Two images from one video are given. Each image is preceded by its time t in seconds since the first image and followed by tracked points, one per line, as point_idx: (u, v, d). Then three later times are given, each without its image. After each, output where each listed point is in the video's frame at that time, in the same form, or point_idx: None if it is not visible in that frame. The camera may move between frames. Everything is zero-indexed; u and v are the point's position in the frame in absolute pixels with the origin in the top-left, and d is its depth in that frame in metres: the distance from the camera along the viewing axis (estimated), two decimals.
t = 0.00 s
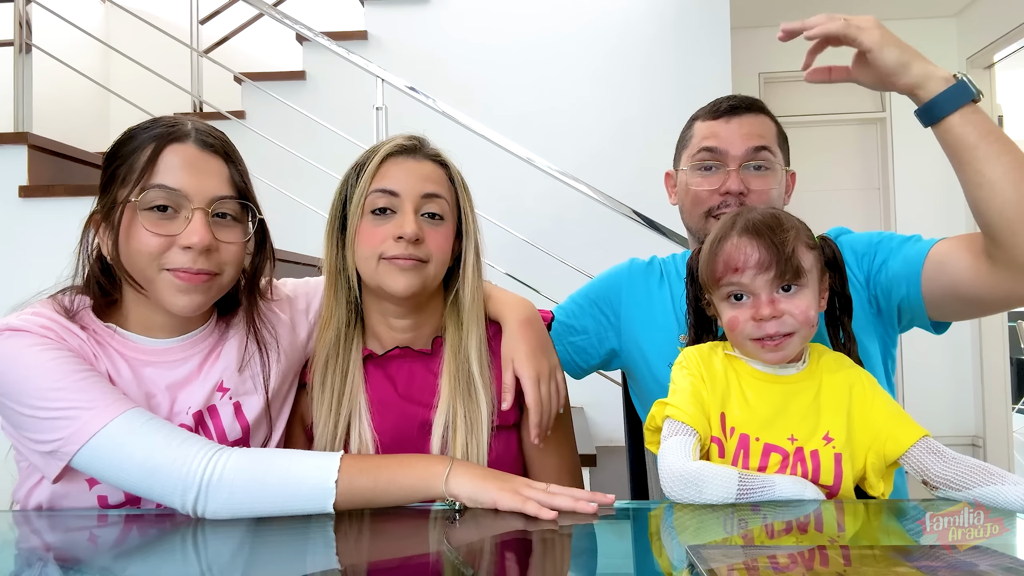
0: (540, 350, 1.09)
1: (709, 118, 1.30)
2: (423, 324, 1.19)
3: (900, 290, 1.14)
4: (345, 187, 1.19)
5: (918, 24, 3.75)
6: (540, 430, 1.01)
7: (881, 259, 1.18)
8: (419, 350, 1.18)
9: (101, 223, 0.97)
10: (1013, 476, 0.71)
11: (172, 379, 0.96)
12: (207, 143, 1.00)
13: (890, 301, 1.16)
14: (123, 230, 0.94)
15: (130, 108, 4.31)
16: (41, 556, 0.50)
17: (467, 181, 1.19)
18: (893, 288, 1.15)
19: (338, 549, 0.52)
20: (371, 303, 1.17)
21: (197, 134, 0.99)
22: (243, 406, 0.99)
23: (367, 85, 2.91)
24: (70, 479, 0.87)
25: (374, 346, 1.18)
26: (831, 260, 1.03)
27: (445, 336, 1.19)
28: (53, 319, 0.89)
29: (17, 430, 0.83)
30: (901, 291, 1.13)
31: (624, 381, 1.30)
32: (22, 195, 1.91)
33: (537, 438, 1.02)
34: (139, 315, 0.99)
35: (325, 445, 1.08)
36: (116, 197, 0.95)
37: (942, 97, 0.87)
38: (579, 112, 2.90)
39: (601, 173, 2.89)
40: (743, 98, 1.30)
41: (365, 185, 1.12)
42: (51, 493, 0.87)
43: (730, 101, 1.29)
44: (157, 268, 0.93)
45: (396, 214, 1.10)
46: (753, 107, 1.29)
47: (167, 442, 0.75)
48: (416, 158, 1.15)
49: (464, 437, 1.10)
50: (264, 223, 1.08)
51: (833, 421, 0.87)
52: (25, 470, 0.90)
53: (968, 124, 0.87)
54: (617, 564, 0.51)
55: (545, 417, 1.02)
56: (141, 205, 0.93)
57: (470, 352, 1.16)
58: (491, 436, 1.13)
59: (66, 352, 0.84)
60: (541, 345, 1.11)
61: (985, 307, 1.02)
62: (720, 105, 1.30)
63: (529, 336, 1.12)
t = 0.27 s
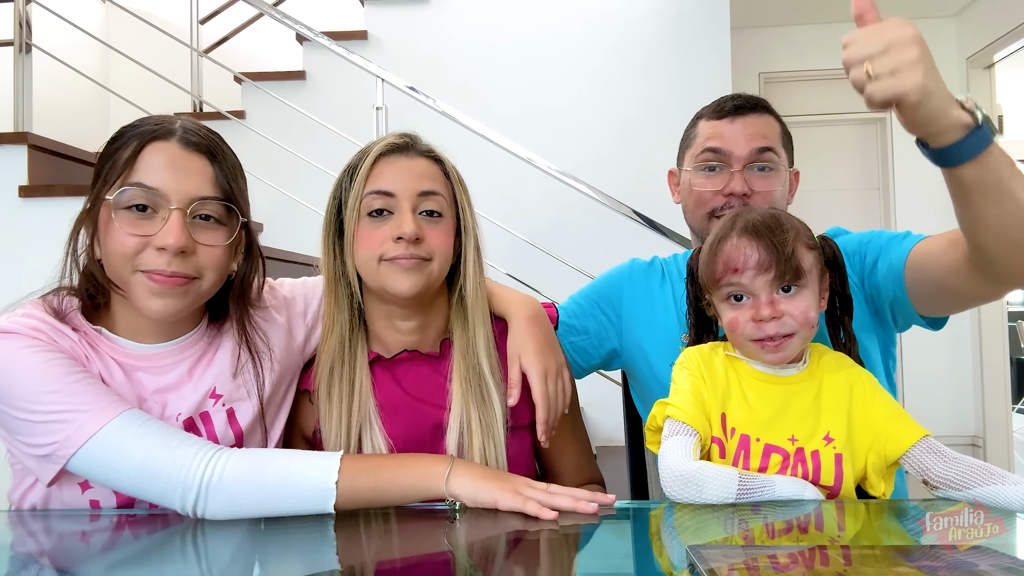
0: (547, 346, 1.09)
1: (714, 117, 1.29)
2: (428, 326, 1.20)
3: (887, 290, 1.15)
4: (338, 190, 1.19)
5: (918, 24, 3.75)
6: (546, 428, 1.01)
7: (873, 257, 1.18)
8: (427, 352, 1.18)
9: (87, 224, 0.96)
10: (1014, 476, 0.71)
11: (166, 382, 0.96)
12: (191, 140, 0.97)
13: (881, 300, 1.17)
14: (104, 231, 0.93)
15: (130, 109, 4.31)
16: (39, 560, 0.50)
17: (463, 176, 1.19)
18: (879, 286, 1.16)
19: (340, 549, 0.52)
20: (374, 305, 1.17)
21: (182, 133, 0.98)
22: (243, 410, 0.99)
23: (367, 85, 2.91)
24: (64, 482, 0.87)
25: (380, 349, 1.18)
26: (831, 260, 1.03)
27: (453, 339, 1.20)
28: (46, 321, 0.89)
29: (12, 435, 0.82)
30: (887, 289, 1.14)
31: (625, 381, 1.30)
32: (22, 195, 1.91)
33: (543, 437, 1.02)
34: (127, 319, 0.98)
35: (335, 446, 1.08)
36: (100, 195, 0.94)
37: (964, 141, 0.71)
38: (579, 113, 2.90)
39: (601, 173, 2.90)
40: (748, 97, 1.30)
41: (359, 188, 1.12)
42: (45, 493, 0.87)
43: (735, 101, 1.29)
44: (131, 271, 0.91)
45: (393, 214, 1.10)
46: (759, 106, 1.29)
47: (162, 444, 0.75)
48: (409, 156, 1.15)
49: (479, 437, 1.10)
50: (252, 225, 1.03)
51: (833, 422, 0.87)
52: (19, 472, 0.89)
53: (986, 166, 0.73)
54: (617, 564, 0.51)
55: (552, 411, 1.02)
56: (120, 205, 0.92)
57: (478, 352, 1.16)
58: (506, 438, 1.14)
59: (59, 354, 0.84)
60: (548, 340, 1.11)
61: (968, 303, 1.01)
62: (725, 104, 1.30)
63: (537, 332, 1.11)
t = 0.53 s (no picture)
0: (549, 342, 1.11)
1: (709, 117, 1.30)
2: (422, 328, 1.19)
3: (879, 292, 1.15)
4: (341, 192, 1.18)
5: (918, 24, 3.75)
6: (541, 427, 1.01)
7: (869, 262, 1.18)
8: (422, 354, 1.19)
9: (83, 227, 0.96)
10: (1014, 476, 0.71)
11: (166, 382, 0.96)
12: (177, 140, 0.96)
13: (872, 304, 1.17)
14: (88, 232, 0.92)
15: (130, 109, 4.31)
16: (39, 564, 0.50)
17: (466, 185, 1.19)
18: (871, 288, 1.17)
19: (341, 550, 0.52)
20: (369, 311, 1.16)
21: (168, 133, 0.96)
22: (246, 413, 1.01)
23: (367, 85, 2.91)
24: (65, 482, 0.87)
25: (376, 352, 1.19)
26: (832, 261, 1.03)
27: (446, 340, 1.20)
28: (45, 318, 0.89)
29: (9, 432, 0.82)
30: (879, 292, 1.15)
31: (624, 381, 1.30)
32: (22, 195, 1.91)
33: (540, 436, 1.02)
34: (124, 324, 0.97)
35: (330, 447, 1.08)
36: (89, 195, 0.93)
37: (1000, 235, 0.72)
38: (579, 113, 2.90)
39: (601, 174, 2.90)
40: (740, 96, 1.31)
41: (363, 195, 1.12)
42: (45, 492, 0.87)
43: (729, 100, 1.30)
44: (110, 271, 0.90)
45: (396, 223, 1.09)
46: (752, 104, 1.30)
47: (163, 444, 0.75)
48: (415, 165, 1.15)
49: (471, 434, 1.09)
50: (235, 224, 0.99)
51: (834, 423, 0.87)
52: (17, 472, 0.89)
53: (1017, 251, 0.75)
54: (617, 564, 0.51)
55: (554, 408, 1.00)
56: (101, 207, 0.90)
57: (470, 352, 1.16)
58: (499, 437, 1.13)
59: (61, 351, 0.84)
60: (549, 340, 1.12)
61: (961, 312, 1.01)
62: (719, 104, 1.31)
63: (538, 335, 1.12)
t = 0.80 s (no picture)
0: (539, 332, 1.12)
1: (681, 130, 1.31)
2: (415, 329, 1.19)
3: (891, 281, 1.15)
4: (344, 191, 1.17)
5: (918, 24, 3.75)
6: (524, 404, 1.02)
7: (879, 255, 1.19)
8: (417, 351, 1.19)
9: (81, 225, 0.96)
10: (1014, 475, 0.71)
11: (164, 380, 0.96)
12: (181, 138, 0.95)
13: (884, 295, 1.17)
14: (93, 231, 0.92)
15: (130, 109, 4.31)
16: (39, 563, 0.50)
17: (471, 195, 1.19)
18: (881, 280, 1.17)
19: (341, 549, 0.52)
20: (366, 310, 1.16)
21: (176, 130, 0.96)
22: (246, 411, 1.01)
23: (367, 85, 2.91)
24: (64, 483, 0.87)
25: (370, 347, 1.19)
26: (831, 262, 1.04)
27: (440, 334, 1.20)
28: (39, 319, 0.88)
29: (7, 435, 0.82)
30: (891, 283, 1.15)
31: (625, 381, 1.30)
32: (22, 195, 1.91)
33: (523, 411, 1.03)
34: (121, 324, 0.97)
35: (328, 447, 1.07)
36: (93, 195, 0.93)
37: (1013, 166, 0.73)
38: (578, 113, 2.90)
39: (601, 174, 2.90)
40: (709, 103, 1.31)
41: (373, 200, 1.10)
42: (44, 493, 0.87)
43: (697, 110, 1.31)
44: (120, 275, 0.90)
45: (402, 232, 1.09)
46: (722, 109, 1.30)
47: (161, 445, 0.75)
48: (426, 175, 1.13)
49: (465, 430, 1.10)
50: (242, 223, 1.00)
51: (834, 422, 0.87)
52: (15, 473, 0.89)
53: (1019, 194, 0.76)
54: (617, 564, 0.51)
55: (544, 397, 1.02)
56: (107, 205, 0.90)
57: (460, 356, 1.16)
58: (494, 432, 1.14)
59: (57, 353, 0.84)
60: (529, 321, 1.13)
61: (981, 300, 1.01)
62: (688, 115, 1.31)
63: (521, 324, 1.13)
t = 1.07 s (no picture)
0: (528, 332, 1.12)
1: (677, 130, 1.31)
2: (415, 330, 1.19)
3: (895, 279, 1.15)
4: (346, 191, 1.17)
5: (918, 24, 3.75)
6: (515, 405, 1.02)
7: (882, 253, 1.18)
8: (414, 351, 1.19)
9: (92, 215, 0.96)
10: (1014, 475, 0.71)
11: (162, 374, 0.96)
12: (201, 130, 0.99)
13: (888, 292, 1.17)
14: (119, 221, 0.93)
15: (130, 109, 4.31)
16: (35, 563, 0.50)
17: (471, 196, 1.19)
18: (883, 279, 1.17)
19: (340, 549, 0.52)
20: (365, 310, 1.15)
21: (190, 121, 0.99)
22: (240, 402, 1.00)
23: (367, 85, 2.91)
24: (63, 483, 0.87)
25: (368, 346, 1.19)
26: (830, 261, 1.04)
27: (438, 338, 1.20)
28: (36, 317, 0.88)
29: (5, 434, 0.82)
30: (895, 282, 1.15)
31: (625, 381, 1.30)
32: (22, 195, 1.91)
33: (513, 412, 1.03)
34: (128, 307, 0.99)
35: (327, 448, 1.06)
36: (109, 184, 0.94)
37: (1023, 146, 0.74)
38: (578, 112, 2.90)
39: (601, 173, 2.89)
40: (704, 103, 1.31)
41: (371, 199, 1.10)
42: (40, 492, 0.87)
43: (693, 111, 1.31)
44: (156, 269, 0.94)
45: (400, 231, 1.09)
46: (718, 109, 1.29)
47: (158, 443, 0.75)
48: (426, 174, 1.13)
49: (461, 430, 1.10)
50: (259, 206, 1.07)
51: (834, 422, 0.86)
52: (11, 472, 0.89)
53: None
54: (617, 564, 0.51)
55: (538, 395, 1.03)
56: (139, 193, 0.92)
57: (457, 358, 1.16)
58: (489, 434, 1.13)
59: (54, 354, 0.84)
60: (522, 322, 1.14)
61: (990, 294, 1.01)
62: (684, 116, 1.31)
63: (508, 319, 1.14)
